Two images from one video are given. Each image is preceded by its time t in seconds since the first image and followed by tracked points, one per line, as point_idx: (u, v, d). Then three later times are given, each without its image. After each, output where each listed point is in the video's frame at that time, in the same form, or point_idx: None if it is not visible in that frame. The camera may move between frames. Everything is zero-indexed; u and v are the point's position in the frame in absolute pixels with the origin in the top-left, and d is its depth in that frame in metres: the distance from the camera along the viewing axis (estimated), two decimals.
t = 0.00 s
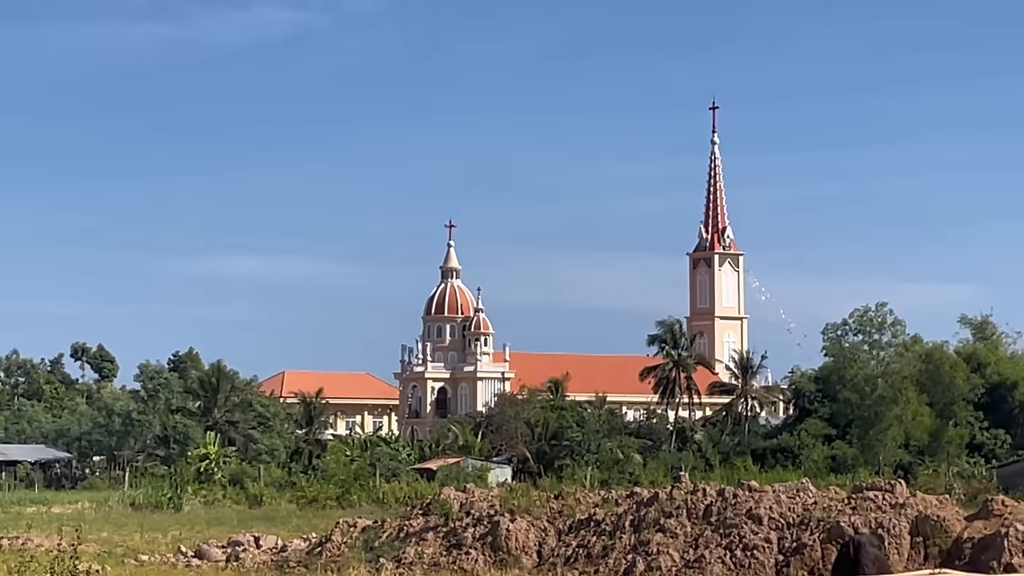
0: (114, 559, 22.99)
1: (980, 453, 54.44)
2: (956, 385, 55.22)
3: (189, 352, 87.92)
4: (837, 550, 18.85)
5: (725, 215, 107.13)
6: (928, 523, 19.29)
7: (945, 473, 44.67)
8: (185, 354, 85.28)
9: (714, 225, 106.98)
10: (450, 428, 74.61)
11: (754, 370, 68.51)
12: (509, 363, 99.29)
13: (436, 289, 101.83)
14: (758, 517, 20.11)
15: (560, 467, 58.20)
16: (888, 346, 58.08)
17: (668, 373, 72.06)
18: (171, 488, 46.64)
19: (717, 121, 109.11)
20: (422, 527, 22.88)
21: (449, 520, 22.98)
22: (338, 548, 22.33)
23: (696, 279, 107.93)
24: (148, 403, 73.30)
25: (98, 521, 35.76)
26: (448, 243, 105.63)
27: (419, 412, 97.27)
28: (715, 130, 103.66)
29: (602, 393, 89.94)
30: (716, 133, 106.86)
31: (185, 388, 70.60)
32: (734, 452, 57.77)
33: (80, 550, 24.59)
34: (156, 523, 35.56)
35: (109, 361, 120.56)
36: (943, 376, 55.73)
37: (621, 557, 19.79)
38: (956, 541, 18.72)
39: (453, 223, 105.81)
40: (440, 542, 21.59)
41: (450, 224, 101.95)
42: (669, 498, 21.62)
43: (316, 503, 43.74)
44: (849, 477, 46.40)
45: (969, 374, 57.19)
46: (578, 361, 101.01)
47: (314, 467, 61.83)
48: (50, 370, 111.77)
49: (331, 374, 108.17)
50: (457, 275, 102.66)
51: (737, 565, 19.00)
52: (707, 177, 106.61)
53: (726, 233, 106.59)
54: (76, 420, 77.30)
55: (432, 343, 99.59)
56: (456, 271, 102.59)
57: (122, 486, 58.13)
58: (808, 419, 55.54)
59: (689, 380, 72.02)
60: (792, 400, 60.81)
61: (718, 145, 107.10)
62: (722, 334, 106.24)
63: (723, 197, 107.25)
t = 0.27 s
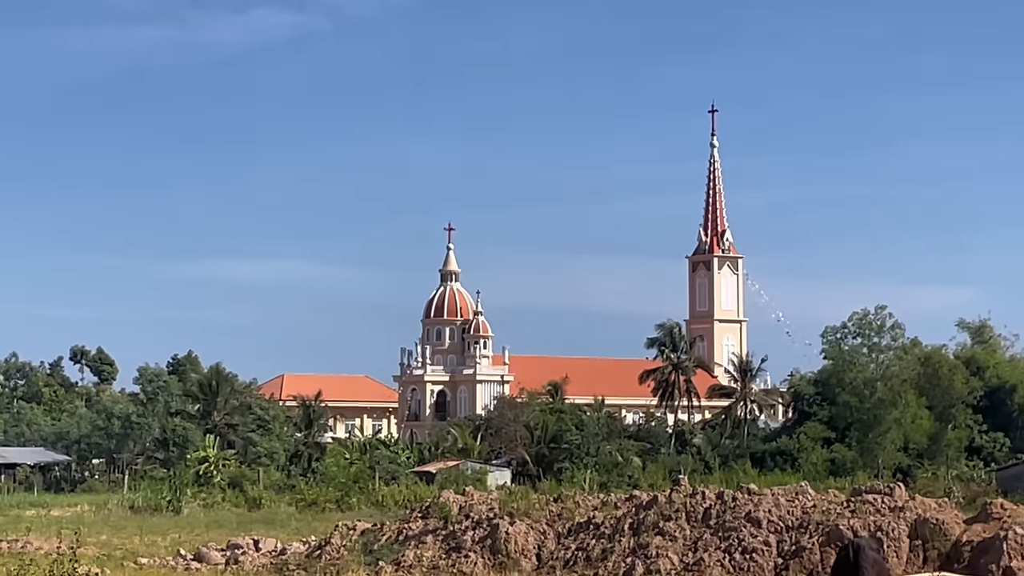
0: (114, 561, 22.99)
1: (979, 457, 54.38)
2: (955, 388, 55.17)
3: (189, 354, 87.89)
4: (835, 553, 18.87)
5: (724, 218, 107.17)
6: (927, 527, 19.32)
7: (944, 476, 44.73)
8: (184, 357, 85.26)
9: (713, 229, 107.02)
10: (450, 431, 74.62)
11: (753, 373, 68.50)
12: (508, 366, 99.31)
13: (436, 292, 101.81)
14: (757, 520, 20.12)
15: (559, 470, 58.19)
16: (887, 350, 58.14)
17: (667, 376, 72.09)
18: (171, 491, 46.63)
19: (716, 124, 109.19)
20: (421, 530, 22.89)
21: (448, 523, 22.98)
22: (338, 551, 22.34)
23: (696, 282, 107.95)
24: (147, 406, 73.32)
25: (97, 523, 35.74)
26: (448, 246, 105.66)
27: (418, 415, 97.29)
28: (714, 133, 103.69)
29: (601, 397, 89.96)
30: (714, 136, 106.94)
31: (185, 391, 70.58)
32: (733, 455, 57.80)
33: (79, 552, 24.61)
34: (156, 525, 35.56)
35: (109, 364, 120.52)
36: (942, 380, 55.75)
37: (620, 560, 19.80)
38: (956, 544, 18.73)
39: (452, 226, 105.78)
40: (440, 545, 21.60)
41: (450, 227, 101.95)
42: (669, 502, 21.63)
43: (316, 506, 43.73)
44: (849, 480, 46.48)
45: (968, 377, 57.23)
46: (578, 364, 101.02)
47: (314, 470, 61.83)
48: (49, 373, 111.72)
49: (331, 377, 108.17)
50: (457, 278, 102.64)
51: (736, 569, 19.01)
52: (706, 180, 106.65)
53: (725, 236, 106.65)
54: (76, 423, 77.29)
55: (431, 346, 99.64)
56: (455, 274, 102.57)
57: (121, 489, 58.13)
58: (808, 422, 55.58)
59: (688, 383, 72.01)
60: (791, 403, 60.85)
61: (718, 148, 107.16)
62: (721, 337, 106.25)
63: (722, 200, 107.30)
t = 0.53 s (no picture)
0: (110, 567, 22.94)
1: (978, 460, 54.31)
2: (953, 391, 55.16)
3: (187, 357, 87.84)
4: (834, 557, 18.84)
5: (723, 220, 107.14)
6: (925, 529, 19.27)
7: (943, 479, 44.78)
8: (183, 359, 85.22)
9: (711, 231, 106.99)
10: (448, 433, 74.62)
11: (752, 376, 68.46)
12: (507, 368, 99.34)
13: (434, 295, 101.81)
14: (755, 523, 20.11)
15: (557, 473, 58.18)
16: (885, 353, 58.20)
17: (666, 379, 72.12)
18: (169, 494, 46.61)
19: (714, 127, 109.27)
20: (419, 533, 22.86)
21: (446, 526, 22.96)
22: (336, 554, 22.31)
23: (694, 285, 107.94)
24: (145, 409, 73.36)
25: (95, 527, 35.66)
26: (446, 249, 105.72)
27: (417, 417, 97.26)
28: (712, 136, 103.69)
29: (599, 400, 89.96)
30: (713, 139, 107.01)
31: (183, 393, 70.58)
32: (731, 458, 57.80)
33: (77, 555, 24.55)
34: (153, 529, 35.53)
35: (107, 366, 120.48)
36: (941, 382, 55.76)
37: (618, 563, 19.80)
38: (954, 547, 18.72)
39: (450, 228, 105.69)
40: (438, 548, 21.59)
41: (448, 230, 101.98)
42: (667, 504, 21.63)
43: (314, 509, 43.72)
44: (847, 483, 46.53)
45: (966, 380, 57.26)
46: (576, 366, 101.04)
47: (312, 473, 61.78)
48: (47, 376, 111.67)
49: (329, 380, 108.16)
50: (455, 281, 102.62)
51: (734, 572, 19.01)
52: (705, 183, 106.70)
53: (724, 239, 106.70)
54: (74, 426, 77.26)
55: (430, 349, 99.68)
56: (453, 277, 102.55)
57: (119, 492, 58.13)
58: (806, 425, 55.62)
59: (687, 386, 72.01)
60: (789, 405, 60.91)
61: (716, 151, 107.17)
62: (719, 340, 106.20)
63: (721, 202, 107.30)
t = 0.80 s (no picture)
0: (108, 567, 22.93)
1: (975, 462, 54.11)
2: (951, 392, 55.19)
3: (184, 359, 87.81)
4: (832, 559, 18.83)
5: (720, 222, 107.20)
6: (923, 532, 19.27)
7: (941, 481, 44.79)
8: (180, 361, 85.20)
9: (709, 233, 107.03)
10: (446, 435, 74.58)
11: (750, 377, 68.45)
12: (504, 370, 99.35)
13: (431, 297, 101.81)
14: (753, 525, 20.10)
15: (555, 475, 58.16)
16: (883, 355, 58.27)
17: (663, 381, 72.13)
18: (165, 495, 46.54)
19: (712, 129, 109.32)
20: (416, 534, 22.86)
21: (443, 528, 22.96)
22: (333, 556, 22.31)
23: (692, 287, 107.97)
24: (143, 411, 73.37)
25: (91, 528, 35.62)
26: (444, 251, 105.78)
27: (414, 419, 97.13)
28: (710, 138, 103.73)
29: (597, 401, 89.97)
30: (711, 141, 107.05)
31: (180, 396, 70.55)
32: (729, 460, 57.80)
33: (75, 557, 24.55)
34: (150, 530, 35.50)
35: (104, 368, 120.42)
36: (938, 385, 55.79)
37: (616, 565, 19.79)
38: (951, 549, 18.72)
39: (447, 229, 105.28)
40: (435, 550, 21.58)
41: (446, 232, 102.05)
42: (664, 506, 21.63)
43: (311, 510, 43.70)
44: (845, 485, 46.56)
45: (964, 381, 57.28)
46: (573, 368, 101.05)
47: (309, 475, 61.73)
48: (45, 378, 111.61)
49: (326, 382, 108.13)
50: (452, 283, 102.61)
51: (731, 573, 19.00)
52: (703, 185, 106.73)
53: (721, 240, 106.72)
54: (71, 428, 77.24)
55: (427, 351, 99.69)
56: (451, 279, 102.55)
57: (116, 494, 58.08)
58: (803, 427, 55.66)
59: (684, 387, 72.02)
60: (787, 408, 60.93)
61: (714, 153, 107.24)
62: (717, 342, 106.21)
63: (718, 205, 107.38)
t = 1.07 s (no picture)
0: (106, 568, 22.95)
1: (972, 463, 54.10)
2: (948, 394, 55.29)
3: (182, 360, 87.78)
4: (829, 560, 18.86)
5: (718, 224, 107.24)
6: (920, 532, 19.30)
7: (938, 482, 44.87)
8: (178, 362, 85.23)
9: (706, 234, 107.06)
10: (443, 436, 74.61)
11: (747, 378, 68.52)
12: (502, 372, 99.39)
13: (429, 298, 101.84)
14: (750, 526, 20.13)
15: (552, 476, 58.20)
16: (880, 356, 58.36)
17: (661, 382, 72.18)
18: (163, 497, 46.56)
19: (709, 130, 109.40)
20: (414, 536, 22.87)
21: (440, 529, 22.98)
22: (331, 557, 22.34)
23: (689, 288, 108.00)
24: (140, 412, 73.40)
25: (89, 530, 35.65)
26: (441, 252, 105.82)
27: (411, 420, 97.16)
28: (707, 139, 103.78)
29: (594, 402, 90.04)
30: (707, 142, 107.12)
31: (178, 397, 70.56)
32: (726, 461, 57.83)
33: (72, 559, 24.52)
34: (148, 531, 35.51)
35: (101, 369, 120.38)
36: (936, 387, 55.86)
37: (613, 565, 19.82)
38: (948, 550, 18.74)
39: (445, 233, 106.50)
40: (432, 551, 21.60)
41: (443, 233, 102.15)
42: (661, 507, 21.66)
43: (309, 511, 43.73)
44: (842, 485, 46.63)
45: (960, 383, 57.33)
46: (571, 369, 101.09)
47: (307, 476, 61.72)
48: (42, 379, 111.59)
49: (324, 383, 108.13)
50: (450, 284, 102.67)
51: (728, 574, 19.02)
52: (700, 186, 106.77)
53: (718, 242, 106.77)
54: (68, 429, 77.20)
55: (425, 352, 99.73)
56: (448, 280, 102.60)
57: (114, 495, 58.09)
58: (801, 428, 55.71)
59: (681, 388, 72.05)
60: (784, 409, 61.00)
61: (711, 154, 107.31)
62: (714, 343, 106.25)
63: (716, 206, 107.43)
